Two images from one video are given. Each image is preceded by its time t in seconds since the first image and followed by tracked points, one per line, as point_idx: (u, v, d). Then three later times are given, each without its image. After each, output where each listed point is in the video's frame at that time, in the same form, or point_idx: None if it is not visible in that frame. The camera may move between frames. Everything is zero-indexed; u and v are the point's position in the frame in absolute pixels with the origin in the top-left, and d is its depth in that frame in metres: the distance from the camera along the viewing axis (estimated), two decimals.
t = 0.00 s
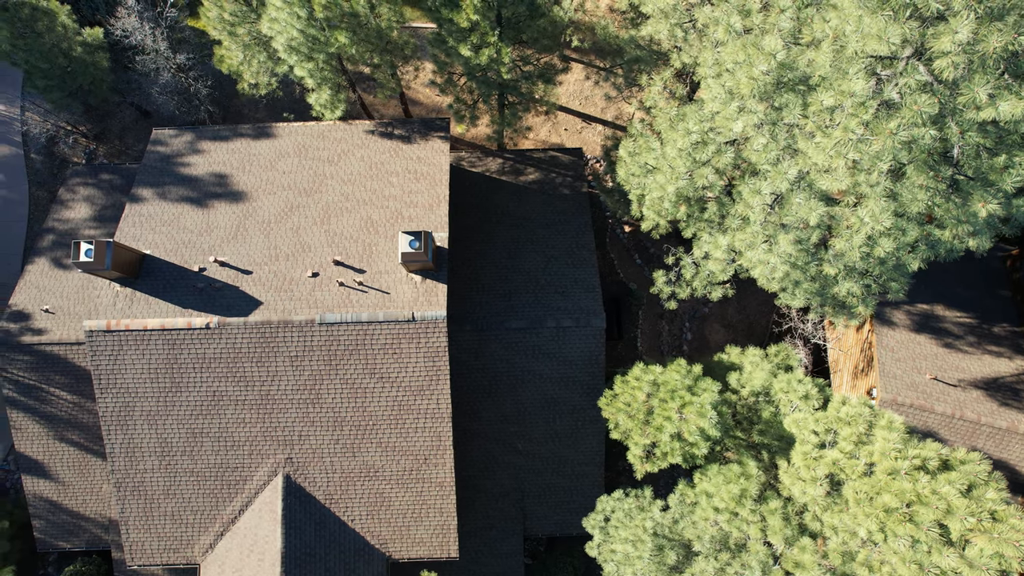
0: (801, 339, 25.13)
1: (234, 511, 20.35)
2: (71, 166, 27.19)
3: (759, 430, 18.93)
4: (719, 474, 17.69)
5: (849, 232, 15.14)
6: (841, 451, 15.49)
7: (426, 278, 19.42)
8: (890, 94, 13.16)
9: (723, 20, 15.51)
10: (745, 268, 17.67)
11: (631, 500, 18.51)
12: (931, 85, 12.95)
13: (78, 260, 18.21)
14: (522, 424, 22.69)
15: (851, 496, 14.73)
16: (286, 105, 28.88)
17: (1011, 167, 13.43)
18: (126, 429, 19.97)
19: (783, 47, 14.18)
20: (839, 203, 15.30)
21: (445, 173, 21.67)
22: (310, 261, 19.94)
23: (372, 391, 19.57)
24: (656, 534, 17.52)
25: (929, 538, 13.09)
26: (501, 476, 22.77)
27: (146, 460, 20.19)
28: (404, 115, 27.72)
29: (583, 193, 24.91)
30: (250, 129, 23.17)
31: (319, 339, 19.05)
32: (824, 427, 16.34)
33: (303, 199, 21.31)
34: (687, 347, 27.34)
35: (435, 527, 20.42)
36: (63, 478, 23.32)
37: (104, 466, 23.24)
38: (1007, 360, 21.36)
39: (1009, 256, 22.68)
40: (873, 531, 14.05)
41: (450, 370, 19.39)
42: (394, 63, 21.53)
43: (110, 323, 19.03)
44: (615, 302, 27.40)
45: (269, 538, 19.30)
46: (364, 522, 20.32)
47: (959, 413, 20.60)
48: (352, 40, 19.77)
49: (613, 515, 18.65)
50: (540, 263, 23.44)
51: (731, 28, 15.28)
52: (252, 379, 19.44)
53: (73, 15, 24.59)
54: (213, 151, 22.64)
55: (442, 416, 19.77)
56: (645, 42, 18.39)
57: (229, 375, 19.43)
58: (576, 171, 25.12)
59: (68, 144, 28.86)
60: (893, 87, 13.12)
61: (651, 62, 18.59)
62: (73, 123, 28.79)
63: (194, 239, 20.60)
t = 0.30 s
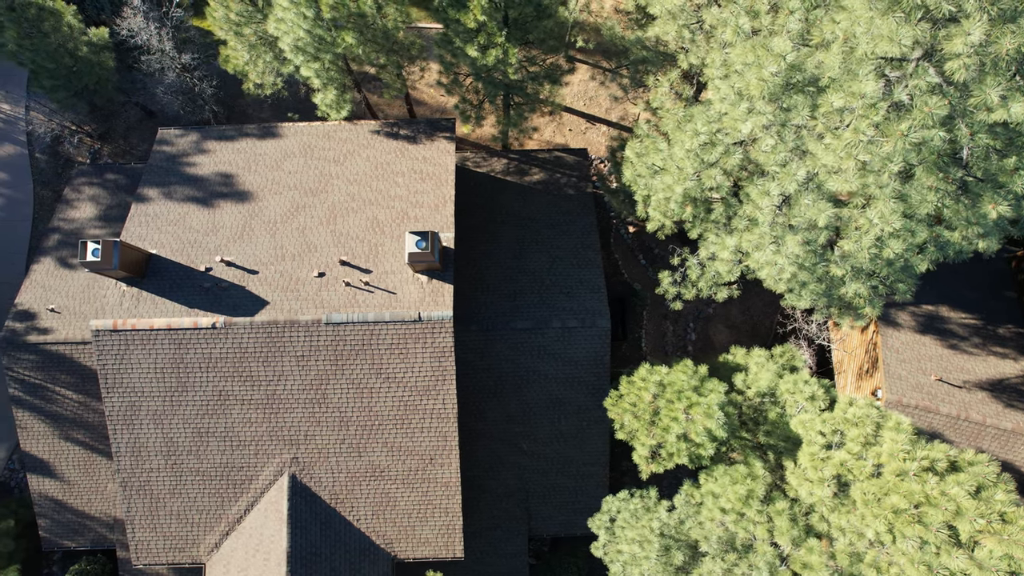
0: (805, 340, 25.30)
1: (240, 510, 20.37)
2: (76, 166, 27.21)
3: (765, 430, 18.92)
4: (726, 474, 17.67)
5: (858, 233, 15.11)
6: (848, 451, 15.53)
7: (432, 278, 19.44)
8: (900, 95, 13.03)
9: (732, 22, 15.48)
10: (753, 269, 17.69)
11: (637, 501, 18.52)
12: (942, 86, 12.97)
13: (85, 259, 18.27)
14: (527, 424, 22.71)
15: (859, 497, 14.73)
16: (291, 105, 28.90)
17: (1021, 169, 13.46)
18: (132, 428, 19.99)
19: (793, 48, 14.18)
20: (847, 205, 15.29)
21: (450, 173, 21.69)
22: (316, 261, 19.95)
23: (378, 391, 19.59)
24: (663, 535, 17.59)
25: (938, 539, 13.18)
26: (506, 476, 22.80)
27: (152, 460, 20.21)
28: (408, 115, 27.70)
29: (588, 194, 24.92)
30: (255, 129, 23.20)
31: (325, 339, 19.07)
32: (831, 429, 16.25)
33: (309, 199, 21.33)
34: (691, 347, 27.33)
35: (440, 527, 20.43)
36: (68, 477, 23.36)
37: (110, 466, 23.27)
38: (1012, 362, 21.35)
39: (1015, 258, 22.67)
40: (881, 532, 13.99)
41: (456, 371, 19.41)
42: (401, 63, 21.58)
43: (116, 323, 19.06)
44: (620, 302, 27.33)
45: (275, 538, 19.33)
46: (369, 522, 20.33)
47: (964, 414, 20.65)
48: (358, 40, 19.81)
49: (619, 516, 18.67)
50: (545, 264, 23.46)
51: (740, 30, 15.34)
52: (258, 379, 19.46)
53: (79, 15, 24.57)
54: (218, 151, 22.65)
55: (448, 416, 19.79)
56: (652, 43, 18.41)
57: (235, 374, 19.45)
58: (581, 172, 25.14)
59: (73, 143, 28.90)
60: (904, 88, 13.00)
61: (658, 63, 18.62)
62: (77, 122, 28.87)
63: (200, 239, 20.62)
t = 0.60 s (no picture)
0: (811, 342, 25.37)
1: (246, 509, 20.39)
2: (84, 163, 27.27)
3: (771, 433, 18.90)
4: (733, 476, 17.87)
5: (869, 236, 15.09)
6: (857, 454, 15.49)
7: (440, 278, 19.45)
8: (913, 99, 13.14)
9: (744, 24, 15.48)
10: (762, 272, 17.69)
11: (643, 502, 18.60)
12: (956, 90, 13.00)
13: (94, 257, 18.37)
14: (533, 425, 22.75)
15: (868, 500, 14.64)
16: (298, 104, 28.93)
17: None
18: (139, 426, 20.03)
19: (806, 51, 14.20)
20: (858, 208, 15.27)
21: (458, 173, 21.72)
22: (324, 260, 19.98)
23: (385, 390, 19.61)
24: (670, 536, 17.61)
25: (949, 543, 13.19)
26: (511, 476, 22.85)
27: (159, 457, 20.24)
28: (416, 115, 27.75)
29: (595, 195, 24.94)
30: (264, 128, 23.23)
31: (333, 337, 19.10)
32: (839, 432, 16.32)
33: (318, 198, 21.35)
34: (696, 349, 27.44)
35: (445, 527, 20.45)
36: (74, 474, 23.39)
37: (116, 463, 23.31)
38: (1019, 366, 21.26)
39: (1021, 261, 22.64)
40: (891, 536, 13.95)
41: (463, 371, 19.43)
42: (409, 63, 21.59)
43: (125, 320, 19.10)
44: (626, 304, 27.44)
45: (281, 537, 19.35)
46: (375, 521, 20.36)
47: (970, 418, 20.64)
48: (368, 40, 19.83)
49: (625, 516, 18.76)
50: (552, 265, 23.49)
51: (752, 32, 15.36)
52: (265, 377, 19.50)
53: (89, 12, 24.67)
54: (227, 149, 22.69)
55: (455, 416, 19.80)
56: (662, 45, 18.45)
57: (243, 373, 19.48)
58: (588, 173, 25.15)
59: (80, 141, 28.95)
60: (917, 92, 13.10)
61: (669, 64, 18.65)
62: (85, 120, 28.94)
63: (209, 237, 20.65)
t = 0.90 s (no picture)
0: (817, 346, 25.34)
1: (251, 506, 20.41)
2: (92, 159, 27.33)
3: (779, 436, 18.84)
4: (741, 478, 17.61)
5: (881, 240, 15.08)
6: (866, 458, 15.46)
7: (449, 278, 19.46)
8: (930, 104, 13.13)
9: (758, 27, 15.50)
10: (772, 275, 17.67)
11: (649, 504, 18.55)
12: (972, 95, 13.00)
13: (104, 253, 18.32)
14: (539, 425, 22.77)
15: (877, 503, 14.76)
16: (306, 102, 28.96)
17: None
18: (147, 422, 20.07)
19: (821, 55, 14.17)
20: (871, 212, 15.26)
21: (468, 173, 21.74)
22: (333, 258, 20.00)
23: (393, 389, 19.62)
24: (678, 538, 17.65)
25: (959, 548, 13.14)
26: (517, 476, 22.90)
27: (166, 453, 20.28)
28: (424, 114, 27.77)
29: (603, 196, 24.95)
30: (273, 126, 23.25)
31: (342, 336, 19.13)
32: (848, 436, 16.36)
33: (327, 196, 21.37)
34: (702, 351, 27.46)
35: (451, 526, 20.47)
36: (81, 469, 23.44)
37: (122, 458, 23.35)
38: None
39: None
40: (901, 540, 14.15)
41: (471, 370, 19.45)
42: (420, 62, 21.53)
43: (133, 316, 19.13)
44: (632, 305, 27.54)
45: (287, 534, 19.39)
46: (380, 520, 20.37)
47: (977, 423, 20.66)
48: (380, 39, 19.87)
49: (631, 518, 18.73)
50: (560, 265, 23.51)
51: (766, 35, 15.38)
52: (273, 375, 19.52)
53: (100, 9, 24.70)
54: (236, 146, 22.72)
55: (463, 415, 19.82)
56: (674, 47, 18.46)
57: (251, 370, 19.51)
58: (597, 174, 25.15)
59: (89, 136, 29.01)
60: (933, 97, 13.12)
61: (680, 67, 18.67)
62: (94, 116, 29.04)
63: (218, 234, 20.68)
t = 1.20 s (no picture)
0: (824, 349, 25.47)
1: (258, 503, 20.44)
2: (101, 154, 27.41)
3: (786, 439, 18.82)
4: (748, 481, 17.71)
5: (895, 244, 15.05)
6: (876, 462, 15.43)
7: (458, 277, 19.48)
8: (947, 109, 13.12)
9: (773, 30, 15.56)
10: (783, 278, 17.66)
11: (656, 506, 18.55)
12: (990, 101, 12.96)
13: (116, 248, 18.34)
14: (545, 425, 22.85)
15: (888, 508, 14.73)
16: (316, 99, 29.02)
17: None
18: (155, 417, 20.10)
19: (837, 59, 14.24)
20: (885, 216, 15.24)
21: (477, 173, 21.77)
22: (343, 256, 20.03)
23: (401, 387, 19.63)
24: (685, 540, 17.67)
25: (971, 554, 13.14)
26: (523, 476, 23.01)
27: (174, 449, 20.32)
28: (433, 114, 27.82)
29: (611, 197, 24.97)
30: (283, 123, 23.29)
31: (351, 334, 19.14)
32: (858, 440, 16.26)
33: (337, 194, 21.40)
34: (708, 353, 27.54)
35: (457, 525, 20.50)
36: (88, 464, 23.50)
37: (129, 453, 23.40)
38: None
39: None
40: (912, 545, 14.07)
41: (480, 369, 19.46)
42: (432, 61, 21.52)
43: (143, 312, 19.16)
44: (640, 306, 27.90)
45: (293, 531, 19.44)
46: (387, 518, 20.39)
47: (985, 429, 20.58)
48: (393, 38, 19.86)
49: (638, 519, 18.75)
50: (568, 266, 23.55)
51: (781, 39, 15.44)
52: (281, 372, 19.54)
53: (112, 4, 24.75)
54: (246, 143, 22.76)
55: (470, 414, 19.83)
56: (687, 49, 18.49)
57: (260, 367, 19.53)
58: (605, 175, 25.18)
59: (98, 132, 29.07)
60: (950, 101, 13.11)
61: (693, 69, 18.71)
62: (102, 112, 28.75)
63: (228, 231, 20.72)
